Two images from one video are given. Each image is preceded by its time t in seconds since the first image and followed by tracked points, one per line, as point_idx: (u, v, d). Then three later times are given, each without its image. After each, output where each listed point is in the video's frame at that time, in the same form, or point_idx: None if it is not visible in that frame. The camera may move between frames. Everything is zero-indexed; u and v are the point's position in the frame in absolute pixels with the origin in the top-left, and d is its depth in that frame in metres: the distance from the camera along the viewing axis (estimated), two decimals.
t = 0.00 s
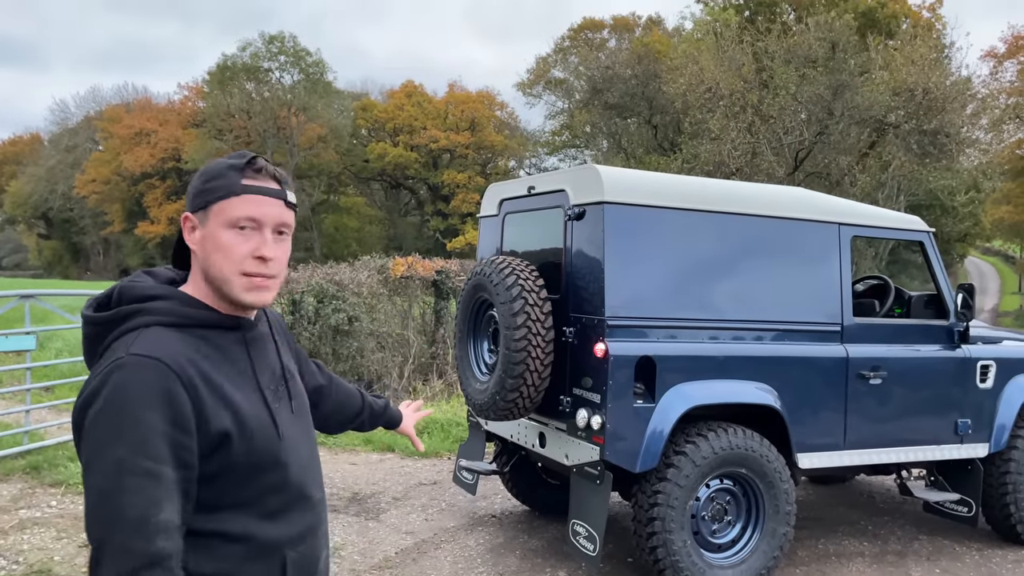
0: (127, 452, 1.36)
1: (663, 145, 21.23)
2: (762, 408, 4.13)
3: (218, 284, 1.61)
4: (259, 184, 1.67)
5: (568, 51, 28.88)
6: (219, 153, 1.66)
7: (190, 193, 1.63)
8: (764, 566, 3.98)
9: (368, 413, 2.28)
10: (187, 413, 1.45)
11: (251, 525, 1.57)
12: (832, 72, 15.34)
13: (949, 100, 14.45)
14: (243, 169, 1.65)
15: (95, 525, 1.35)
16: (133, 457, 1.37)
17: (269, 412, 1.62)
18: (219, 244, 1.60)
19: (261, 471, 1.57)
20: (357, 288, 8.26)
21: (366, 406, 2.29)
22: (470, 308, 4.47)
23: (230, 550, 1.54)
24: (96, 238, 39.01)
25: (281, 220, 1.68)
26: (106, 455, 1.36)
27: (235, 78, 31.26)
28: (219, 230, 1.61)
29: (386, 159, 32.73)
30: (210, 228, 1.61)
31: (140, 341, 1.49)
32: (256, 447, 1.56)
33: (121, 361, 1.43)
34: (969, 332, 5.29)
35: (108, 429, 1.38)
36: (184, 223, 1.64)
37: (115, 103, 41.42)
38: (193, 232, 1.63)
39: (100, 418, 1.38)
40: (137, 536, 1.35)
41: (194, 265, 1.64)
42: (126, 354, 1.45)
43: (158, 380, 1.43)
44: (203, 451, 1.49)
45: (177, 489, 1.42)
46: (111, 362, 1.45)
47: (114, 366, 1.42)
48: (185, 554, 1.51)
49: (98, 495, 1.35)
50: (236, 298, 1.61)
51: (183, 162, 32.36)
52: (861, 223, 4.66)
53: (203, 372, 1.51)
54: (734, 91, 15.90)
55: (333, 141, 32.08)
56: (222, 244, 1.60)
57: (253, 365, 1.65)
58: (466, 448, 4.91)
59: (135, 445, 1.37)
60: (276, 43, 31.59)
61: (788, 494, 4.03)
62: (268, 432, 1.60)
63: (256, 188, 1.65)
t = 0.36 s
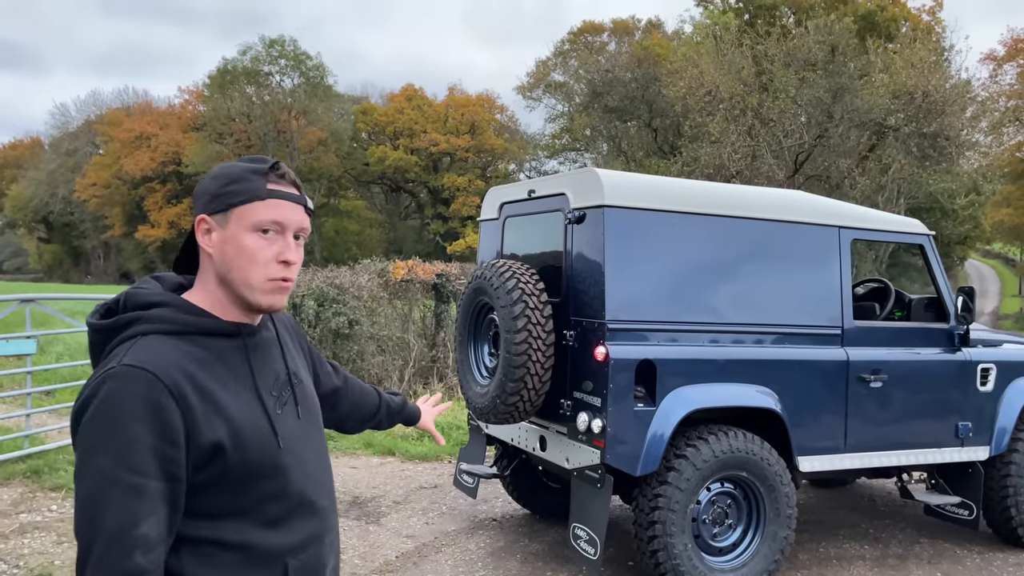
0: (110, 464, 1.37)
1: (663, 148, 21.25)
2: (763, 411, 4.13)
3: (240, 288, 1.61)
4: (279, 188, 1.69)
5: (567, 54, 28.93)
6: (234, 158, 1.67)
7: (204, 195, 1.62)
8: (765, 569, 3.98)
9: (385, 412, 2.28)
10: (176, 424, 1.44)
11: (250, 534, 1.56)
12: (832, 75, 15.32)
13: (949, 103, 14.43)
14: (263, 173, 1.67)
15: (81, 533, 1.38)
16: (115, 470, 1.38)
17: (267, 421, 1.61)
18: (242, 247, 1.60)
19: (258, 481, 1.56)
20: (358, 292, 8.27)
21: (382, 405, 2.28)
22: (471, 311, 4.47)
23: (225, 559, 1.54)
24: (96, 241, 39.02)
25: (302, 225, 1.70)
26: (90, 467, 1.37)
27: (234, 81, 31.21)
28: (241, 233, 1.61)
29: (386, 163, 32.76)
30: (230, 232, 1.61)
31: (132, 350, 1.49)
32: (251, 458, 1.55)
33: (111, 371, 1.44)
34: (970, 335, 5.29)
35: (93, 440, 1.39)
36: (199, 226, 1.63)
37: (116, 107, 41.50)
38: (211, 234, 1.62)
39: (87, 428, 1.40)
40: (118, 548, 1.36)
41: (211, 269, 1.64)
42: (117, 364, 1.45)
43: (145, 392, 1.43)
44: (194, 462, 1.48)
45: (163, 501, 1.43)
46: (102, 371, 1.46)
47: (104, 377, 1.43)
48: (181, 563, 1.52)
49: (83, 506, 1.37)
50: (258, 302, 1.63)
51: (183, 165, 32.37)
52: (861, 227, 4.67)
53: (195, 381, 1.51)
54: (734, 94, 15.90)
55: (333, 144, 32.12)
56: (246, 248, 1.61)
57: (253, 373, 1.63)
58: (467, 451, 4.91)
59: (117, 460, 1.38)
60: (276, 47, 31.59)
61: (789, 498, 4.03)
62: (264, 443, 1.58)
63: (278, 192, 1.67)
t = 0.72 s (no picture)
0: (131, 459, 1.37)
1: (663, 149, 21.27)
2: (762, 412, 4.14)
3: (249, 293, 1.62)
4: (298, 197, 1.69)
5: (566, 56, 28.96)
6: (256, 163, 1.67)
7: (224, 196, 1.63)
8: (764, 570, 3.98)
9: (382, 411, 2.27)
10: (193, 419, 1.44)
11: (261, 533, 1.56)
12: (831, 76, 15.34)
13: (948, 104, 14.43)
14: (283, 180, 1.66)
15: (99, 529, 1.36)
16: (136, 466, 1.37)
17: (279, 419, 1.61)
18: (254, 251, 1.61)
19: (271, 479, 1.57)
20: (357, 293, 8.26)
21: (379, 404, 2.28)
22: (471, 312, 4.47)
23: (239, 557, 1.54)
24: (95, 243, 39.03)
25: (316, 233, 1.70)
26: (111, 461, 1.37)
27: (234, 83, 31.21)
28: (254, 238, 1.61)
29: (385, 164, 32.78)
30: (245, 236, 1.61)
31: (148, 347, 1.49)
32: (265, 455, 1.55)
33: (128, 366, 1.43)
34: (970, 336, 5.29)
35: (114, 433, 1.38)
36: (216, 228, 1.64)
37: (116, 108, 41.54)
38: (226, 237, 1.63)
39: (107, 422, 1.39)
40: (139, 542, 1.35)
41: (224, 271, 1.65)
42: (134, 359, 1.45)
43: (163, 387, 1.43)
44: (209, 458, 1.48)
45: (180, 496, 1.42)
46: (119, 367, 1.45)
47: (121, 372, 1.43)
48: (195, 561, 1.51)
49: (102, 499, 1.36)
50: (266, 309, 1.63)
51: (183, 167, 32.37)
52: (860, 227, 4.67)
53: (210, 378, 1.51)
54: (734, 95, 15.93)
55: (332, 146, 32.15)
56: (258, 253, 1.61)
57: (265, 372, 1.64)
58: (466, 453, 4.91)
59: (138, 455, 1.37)
60: (275, 48, 31.56)
61: (789, 499, 4.03)
62: (277, 442, 1.59)
63: (296, 200, 1.67)
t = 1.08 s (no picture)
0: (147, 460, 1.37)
1: (662, 149, 21.29)
2: (762, 412, 4.14)
3: (259, 291, 1.62)
4: (300, 194, 1.68)
5: (566, 56, 28.98)
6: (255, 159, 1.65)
7: (227, 197, 1.61)
8: (763, 570, 3.98)
9: (369, 412, 2.24)
10: (205, 420, 1.44)
11: (270, 532, 1.56)
12: (830, 76, 15.35)
13: (947, 104, 14.44)
14: (284, 178, 1.65)
15: (114, 531, 1.36)
16: (151, 467, 1.37)
17: (286, 420, 1.62)
18: (264, 251, 1.61)
19: (278, 478, 1.57)
20: (356, 293, 8.22)
21: (367, 405, 2.25)
22: (470, 312, 4.47)
23: (247, 557, 1.53)
24: (95, 244, 39.03)
25: (320, 231, 1.71)
26: (125, 463, 1.37)
27: (233, 83, 31.18)
28: (263, 237, 1.61)
29: (384, 165, 32.79)
30: (250, 235, 1.61)
31: (158, 348, 1.49)
32: (274, 455, 1.56)
33: (139, 368, 1.43)
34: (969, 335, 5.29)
35: (128, 434, 1.38)
36: (219, 229, 1.63)
37: (115, 109, 41.52)
38: (230, 238, 1.62)
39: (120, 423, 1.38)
40: (155, 544, 1.35)
41: (229, 271, 1.64)
42: (144, 361, 1.45)
43: (176, 388, 1.43)
44: (220, 458, 1.49)
45: (194, 497, 1.42)
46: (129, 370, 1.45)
47: (132, 374, 1.42)
48: (205, 562, 1.51)
49: (118, 500, 1.36)
50: (272, 305, 1.64)
51: (182, 167, 32.35)
52: (860, 227, 4.67)
53: (221, 379, 1.51)
54: (733, 95, 15.97)
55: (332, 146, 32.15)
56: (268, 252, 1.61)
57: (271, 373, 1.64)
58: (466, 453, 4.92)
59: (154, 456, 1.37)
60: (274, 49, 31.55)
61: (788, 498, 4.03)
62: (286, 443, 1.59)
63: (298, 198, 1.67)
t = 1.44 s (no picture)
0: (175, 465, 1.36)
1: (661, 150, 21.31)
2: (760, 412, 4.14)
3: (306, 298, 1.68)
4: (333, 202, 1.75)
5: (564, 56, 29.00)
6: (297, 166, 1.63)
7: (289, 212, 1.58)
8: (763, 570, 3.98)
9: (363, 419, 2.24)
10: (231, 425, 1.44)
11: (280, 531, 1.56)
12: (828, 76, 15.38)
13: (945, 104, 14.44)
14: (331, 190, 1.70)
15: (141, 534, 1.35)
16: (178, 473, 1.36)
17: (299, 422, 1.62)
18: (320, 264, 1.66)
19: (292, 479, 1.57)
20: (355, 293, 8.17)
21: (361, 413, 2.24)
22: (469, 312, 4.47)
23: (260, 557, 1.53)
24: (94, 245, 39.02)
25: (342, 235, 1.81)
26: (153, 467, 1.35)
27: (232, 84, 31.13)
28: (319, 250, 1.65)
29: (383, 165, 32.80)
30: (310, 249, 1.63)
31: (180, 351, 1.47)
32: (289, 457, 1.57)
33: (165, 371, 1.42)
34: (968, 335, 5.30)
35: (156, 439, 1.36)
36: (274, 242, 1.58)
37: (114, 110, 41.48)
38: (288, 252, 1.60)
39: (147, 426, 1.37)
40: (182, 547, 1.35)
41: (274, 280, 1.62)
42: (170, 365, 1.43)
43: (203, 392, 1.42)
44: (242, 461, 1.49)
45: (218, 501, 1.42)
46: (153, 373, 1.43)
47: (158, 378, 1.41)
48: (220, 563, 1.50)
49: (144, 504, 1.35)
50: (311, 307, 1.71)
51: (180, 168, 32.33)
52: (858, 227, 4.68)
53: (243, 383, 1.50)
54: (731, 95, 16.01)
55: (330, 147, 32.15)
56: (323, 264, 1.67)
57: (285, 375, 1.64)
58: (465, 453, 4.92)
59: (182, 461, 1.36)
60: (273, 49, 31.56)
61: (786, 499, 4.03)
62: (300, 446, 1.60)
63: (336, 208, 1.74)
